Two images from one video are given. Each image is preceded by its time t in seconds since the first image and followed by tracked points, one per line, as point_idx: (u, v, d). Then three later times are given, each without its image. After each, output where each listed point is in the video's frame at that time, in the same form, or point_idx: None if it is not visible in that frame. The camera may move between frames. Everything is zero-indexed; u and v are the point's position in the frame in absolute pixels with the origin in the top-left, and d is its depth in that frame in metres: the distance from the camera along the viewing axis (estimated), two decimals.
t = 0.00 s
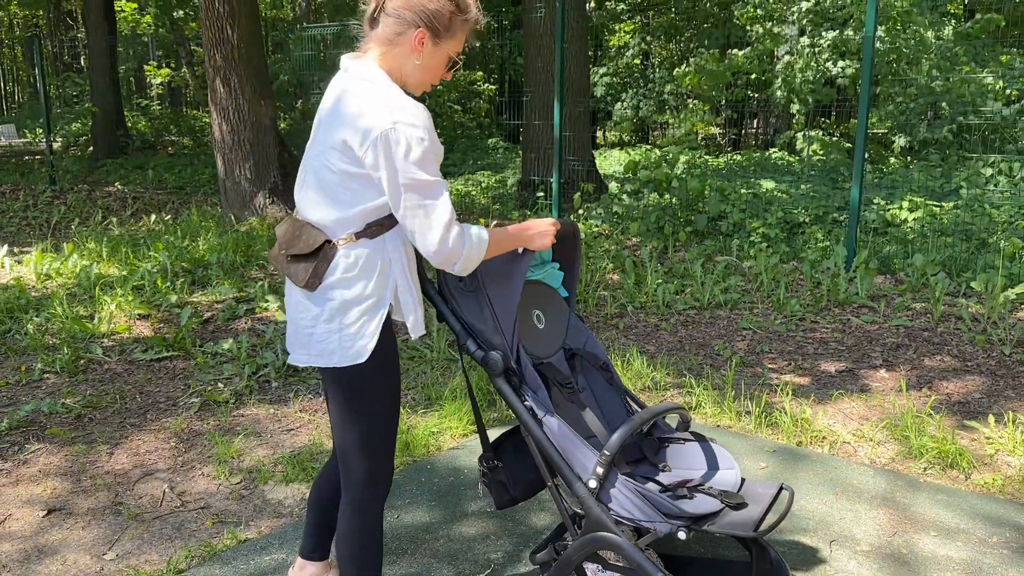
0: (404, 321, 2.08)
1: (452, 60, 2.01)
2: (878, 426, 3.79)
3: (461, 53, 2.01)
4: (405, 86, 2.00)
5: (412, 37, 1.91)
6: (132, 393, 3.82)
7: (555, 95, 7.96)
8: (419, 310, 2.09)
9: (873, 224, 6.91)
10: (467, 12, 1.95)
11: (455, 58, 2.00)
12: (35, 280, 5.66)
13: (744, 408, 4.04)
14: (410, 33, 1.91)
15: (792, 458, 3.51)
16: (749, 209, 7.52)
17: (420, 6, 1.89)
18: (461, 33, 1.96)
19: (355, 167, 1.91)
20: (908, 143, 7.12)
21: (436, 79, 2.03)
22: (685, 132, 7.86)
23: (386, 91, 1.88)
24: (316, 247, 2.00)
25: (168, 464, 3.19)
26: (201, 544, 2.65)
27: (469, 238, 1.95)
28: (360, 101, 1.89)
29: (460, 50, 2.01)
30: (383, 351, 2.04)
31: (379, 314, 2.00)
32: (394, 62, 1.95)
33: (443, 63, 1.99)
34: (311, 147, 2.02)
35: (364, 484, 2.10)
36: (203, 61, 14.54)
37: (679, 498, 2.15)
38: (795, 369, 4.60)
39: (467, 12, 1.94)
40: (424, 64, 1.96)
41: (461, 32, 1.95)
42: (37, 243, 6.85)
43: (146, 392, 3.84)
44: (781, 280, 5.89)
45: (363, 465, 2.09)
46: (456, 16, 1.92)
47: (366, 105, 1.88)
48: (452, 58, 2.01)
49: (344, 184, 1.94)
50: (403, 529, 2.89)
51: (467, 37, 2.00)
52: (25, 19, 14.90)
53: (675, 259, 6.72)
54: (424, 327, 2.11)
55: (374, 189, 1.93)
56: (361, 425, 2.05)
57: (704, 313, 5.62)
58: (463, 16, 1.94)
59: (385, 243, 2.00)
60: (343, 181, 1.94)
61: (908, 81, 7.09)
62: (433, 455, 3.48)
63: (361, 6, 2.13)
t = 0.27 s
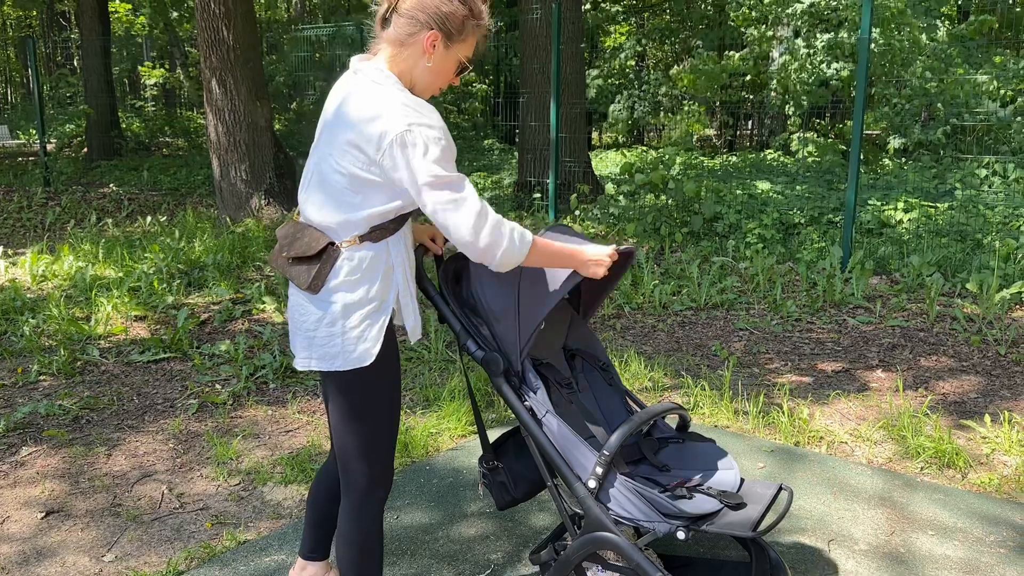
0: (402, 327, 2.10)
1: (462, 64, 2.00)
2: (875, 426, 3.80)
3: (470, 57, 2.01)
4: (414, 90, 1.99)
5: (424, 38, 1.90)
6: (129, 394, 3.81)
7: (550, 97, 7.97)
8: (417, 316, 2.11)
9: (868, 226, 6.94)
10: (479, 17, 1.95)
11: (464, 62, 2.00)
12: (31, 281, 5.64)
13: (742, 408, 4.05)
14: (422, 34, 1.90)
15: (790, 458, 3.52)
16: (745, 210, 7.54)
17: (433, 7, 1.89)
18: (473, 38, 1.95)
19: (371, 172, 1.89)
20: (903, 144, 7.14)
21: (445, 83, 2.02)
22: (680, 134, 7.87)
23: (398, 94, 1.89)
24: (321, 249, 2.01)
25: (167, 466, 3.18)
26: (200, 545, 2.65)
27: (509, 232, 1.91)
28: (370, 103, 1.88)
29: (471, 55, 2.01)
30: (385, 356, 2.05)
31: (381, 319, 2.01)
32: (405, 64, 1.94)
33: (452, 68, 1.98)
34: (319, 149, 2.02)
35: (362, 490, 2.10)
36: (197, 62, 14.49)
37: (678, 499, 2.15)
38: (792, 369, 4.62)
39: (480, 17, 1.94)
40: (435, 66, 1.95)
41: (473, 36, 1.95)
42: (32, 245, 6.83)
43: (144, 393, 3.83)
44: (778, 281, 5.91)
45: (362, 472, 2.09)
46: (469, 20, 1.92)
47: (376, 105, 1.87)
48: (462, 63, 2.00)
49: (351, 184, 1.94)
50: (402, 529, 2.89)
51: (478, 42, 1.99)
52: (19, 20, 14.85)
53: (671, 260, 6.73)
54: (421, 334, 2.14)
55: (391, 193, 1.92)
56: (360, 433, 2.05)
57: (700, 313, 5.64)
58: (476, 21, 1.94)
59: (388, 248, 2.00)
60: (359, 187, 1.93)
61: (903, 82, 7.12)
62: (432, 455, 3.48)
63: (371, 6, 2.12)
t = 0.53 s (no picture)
0: (396, 336, 2.08)
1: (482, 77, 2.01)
2: (870, 424, 3.82)
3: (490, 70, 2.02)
4: (432, 100, 2.00)
5: (446, 48, 1.90)
6: (125, 395, 3.81)
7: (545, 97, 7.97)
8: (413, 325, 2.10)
9: (862, 225, 6.97)
10: (502, 31, 1.96)
11: (484, 75, 2.01)
12: (24, 281, 5.61)
13: (737, 407, 4.06)
14: (443, 45, 1.90)
15: (785, 457, 3.54)
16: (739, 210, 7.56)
17: (456, 18, 1.89)
18: (493, 51, 1.96)
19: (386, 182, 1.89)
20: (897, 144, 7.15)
21: (463, 94, 2.03)
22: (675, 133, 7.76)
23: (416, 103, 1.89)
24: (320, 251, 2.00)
25: (163, 466, 3.17)
26: (197, 545, 2.64)
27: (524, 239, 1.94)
28: (386, 112, 1.87)
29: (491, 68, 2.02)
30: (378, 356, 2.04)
31: (377, 325, 2.00)
32: (425, 73, 1.94)
33: (472, 79, 1.99)
34: (324, 151, 2.00)
35: (358, 490, 2.10)
36: (189, 61, 14.44)
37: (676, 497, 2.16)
38: (787, 368, 4.64)
39: (503, 31, 1.95)
40: (455, 77, 1.95)
41: (495, 49, 1.96)
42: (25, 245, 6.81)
43: (139, 394, 3.82)
44: (773, 280, 5.93)
45: (358, 473, 2.09)
46: (491, 33, 1.93)
47: (388, 114, 1.86)
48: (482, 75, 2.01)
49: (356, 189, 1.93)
50: (399, 529, 2.89)
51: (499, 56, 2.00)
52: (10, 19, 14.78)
53: (666, 259, 6.75)
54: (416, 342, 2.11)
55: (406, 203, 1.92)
56: (355, 433, 2.05)
57: (696, 313, 5.65)
58: (498, 34, 1.95)
59: (387, 255, 2.00)
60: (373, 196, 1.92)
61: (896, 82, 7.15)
62: (429, 455, 3.48)
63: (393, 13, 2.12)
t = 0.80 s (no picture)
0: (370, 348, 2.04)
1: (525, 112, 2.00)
2: (864, 421, 3.83)
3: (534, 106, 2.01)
4: (473, 131, 2.00)
5: (488, 83, 1.91)
6: (119, 394, 3.79)
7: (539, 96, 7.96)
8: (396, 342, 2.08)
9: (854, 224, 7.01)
10: (548, 68, 1.94)
11: (527, 110, 2.00)
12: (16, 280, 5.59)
13: (731, 404, 4.07)
14: (486, 79, 1.91)
15: (779, 454, 3.55)
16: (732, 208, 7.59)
17: (500, 54, 1.89)
18: (537, 87, 1.95)
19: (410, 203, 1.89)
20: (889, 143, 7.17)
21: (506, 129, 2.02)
22: (667, 131, 7.78)
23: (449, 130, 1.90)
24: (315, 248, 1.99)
25: (158, 465, 3.16)
26: (193, 544, 2.64)
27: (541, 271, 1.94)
28: (416, 135, 1.87)
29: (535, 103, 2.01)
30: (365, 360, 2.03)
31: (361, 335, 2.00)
32: (466, 106, 1.95)
33: (514, 114, 1.98)
34: (342, 160, 2.00)
35: (348, 490, 2.10)
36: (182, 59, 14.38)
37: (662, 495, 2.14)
38: (780, 366, 4.65)
39: (547, 68, 1.94)
40: (496, 112, 1.95)
41: (538, 86, 1.95)
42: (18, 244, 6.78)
43: (134, 392, 3.81)
44: (767, 278, 5.95)
45: (347, 474, 2.08)
46: (535, 70, 1.92)
47: (414, 133, 1.87)
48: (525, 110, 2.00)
49: (369, 199, 1.93)
50: (394, 527, 2.89)
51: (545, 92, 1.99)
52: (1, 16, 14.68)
53: (660, 258, 6.77)
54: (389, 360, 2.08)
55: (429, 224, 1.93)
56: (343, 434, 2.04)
57: (690, 311, 5.67)
58: (542, 71, 1.93)
59: (380, 270, 1.99)
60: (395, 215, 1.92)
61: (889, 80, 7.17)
62: (424, 454, 3.48)
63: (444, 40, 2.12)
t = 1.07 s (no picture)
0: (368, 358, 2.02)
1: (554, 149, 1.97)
2: (858, 419, 3.85)
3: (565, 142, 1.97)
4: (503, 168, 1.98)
5: (512, 122, 1.89)
6: (113, 392, 3.78)
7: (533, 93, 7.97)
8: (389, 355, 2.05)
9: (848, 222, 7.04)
10: (577, 104, 1.91)
11: (558, 146, 1.96)
12: (9, 278, 5.56)
13: (726, 401, 4.08)
14: (510, 118, 1.89)
15: (773, 451, 3.56)
16: (727, 206, 7.61)
17: (524, 94, 1.88)
18: (566, 125, 1.92)
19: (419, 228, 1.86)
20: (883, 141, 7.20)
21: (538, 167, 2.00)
22: (661, 129, 7.85)
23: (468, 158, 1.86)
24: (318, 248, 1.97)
25: (152, 463, 3.16)
26: (187, 542, 2.63)
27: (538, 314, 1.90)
28: (433, 159, 1.84)
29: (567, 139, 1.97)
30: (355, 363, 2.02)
31: (351, 341, 2.00)
32: (491, 144, 1.94)
33: (543, 152, 1.95)
34: (356, 172, 1.99)
35: (354, 488, 2.09)
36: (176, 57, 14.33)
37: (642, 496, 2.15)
38: (775, 363, 4.67)
39: (574, 106, 1.90)
40: (523, 152, 1.93)
41: (566, 124, 1.92)
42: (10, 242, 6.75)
43: (127, 391, 3.80)
44: (761, 276, 5.96)
45: (351, 472, 2.08)
46: (559, 107, 1.89)
47: (431, 157, 1.85)
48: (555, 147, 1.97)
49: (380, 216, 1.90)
50: (389, 524, 2.90)
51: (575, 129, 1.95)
52: None
53: (655, 255, 6.78)
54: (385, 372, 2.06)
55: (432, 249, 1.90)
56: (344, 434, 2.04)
57: (684, 308, 5.68)
58: (569, 108, 1.90)
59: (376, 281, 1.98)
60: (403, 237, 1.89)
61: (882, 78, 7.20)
62: (418, 452, 3.48)
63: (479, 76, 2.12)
